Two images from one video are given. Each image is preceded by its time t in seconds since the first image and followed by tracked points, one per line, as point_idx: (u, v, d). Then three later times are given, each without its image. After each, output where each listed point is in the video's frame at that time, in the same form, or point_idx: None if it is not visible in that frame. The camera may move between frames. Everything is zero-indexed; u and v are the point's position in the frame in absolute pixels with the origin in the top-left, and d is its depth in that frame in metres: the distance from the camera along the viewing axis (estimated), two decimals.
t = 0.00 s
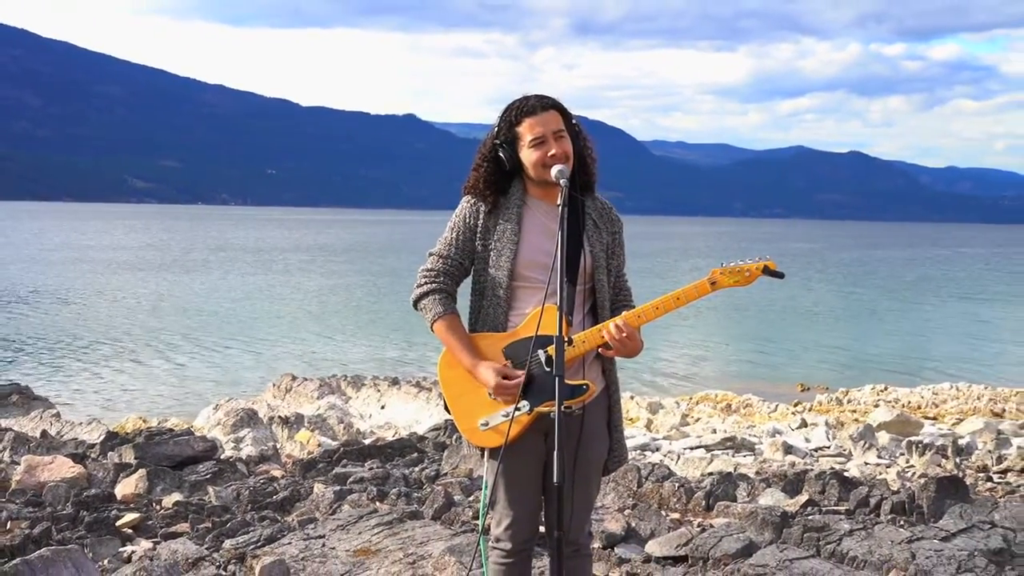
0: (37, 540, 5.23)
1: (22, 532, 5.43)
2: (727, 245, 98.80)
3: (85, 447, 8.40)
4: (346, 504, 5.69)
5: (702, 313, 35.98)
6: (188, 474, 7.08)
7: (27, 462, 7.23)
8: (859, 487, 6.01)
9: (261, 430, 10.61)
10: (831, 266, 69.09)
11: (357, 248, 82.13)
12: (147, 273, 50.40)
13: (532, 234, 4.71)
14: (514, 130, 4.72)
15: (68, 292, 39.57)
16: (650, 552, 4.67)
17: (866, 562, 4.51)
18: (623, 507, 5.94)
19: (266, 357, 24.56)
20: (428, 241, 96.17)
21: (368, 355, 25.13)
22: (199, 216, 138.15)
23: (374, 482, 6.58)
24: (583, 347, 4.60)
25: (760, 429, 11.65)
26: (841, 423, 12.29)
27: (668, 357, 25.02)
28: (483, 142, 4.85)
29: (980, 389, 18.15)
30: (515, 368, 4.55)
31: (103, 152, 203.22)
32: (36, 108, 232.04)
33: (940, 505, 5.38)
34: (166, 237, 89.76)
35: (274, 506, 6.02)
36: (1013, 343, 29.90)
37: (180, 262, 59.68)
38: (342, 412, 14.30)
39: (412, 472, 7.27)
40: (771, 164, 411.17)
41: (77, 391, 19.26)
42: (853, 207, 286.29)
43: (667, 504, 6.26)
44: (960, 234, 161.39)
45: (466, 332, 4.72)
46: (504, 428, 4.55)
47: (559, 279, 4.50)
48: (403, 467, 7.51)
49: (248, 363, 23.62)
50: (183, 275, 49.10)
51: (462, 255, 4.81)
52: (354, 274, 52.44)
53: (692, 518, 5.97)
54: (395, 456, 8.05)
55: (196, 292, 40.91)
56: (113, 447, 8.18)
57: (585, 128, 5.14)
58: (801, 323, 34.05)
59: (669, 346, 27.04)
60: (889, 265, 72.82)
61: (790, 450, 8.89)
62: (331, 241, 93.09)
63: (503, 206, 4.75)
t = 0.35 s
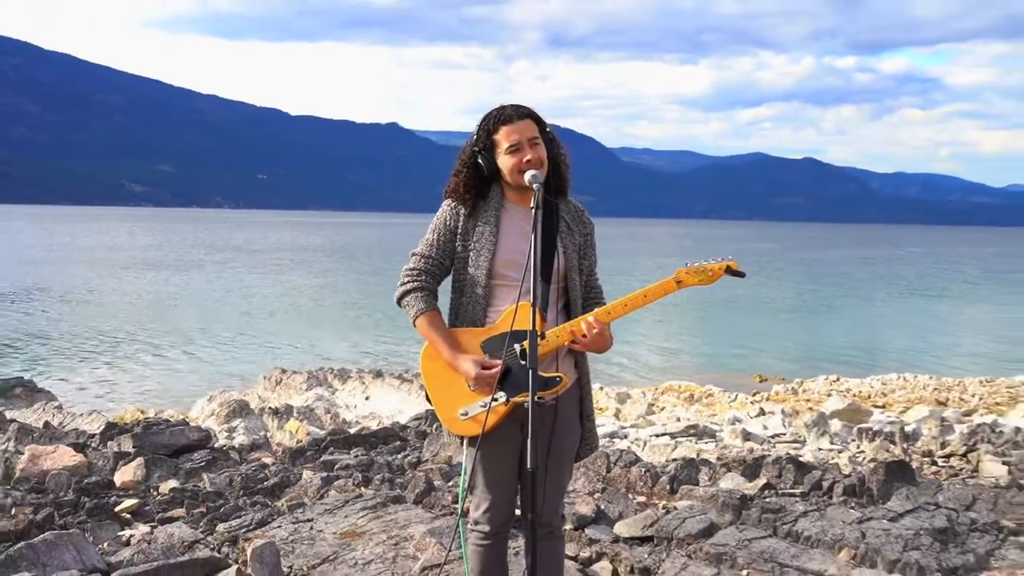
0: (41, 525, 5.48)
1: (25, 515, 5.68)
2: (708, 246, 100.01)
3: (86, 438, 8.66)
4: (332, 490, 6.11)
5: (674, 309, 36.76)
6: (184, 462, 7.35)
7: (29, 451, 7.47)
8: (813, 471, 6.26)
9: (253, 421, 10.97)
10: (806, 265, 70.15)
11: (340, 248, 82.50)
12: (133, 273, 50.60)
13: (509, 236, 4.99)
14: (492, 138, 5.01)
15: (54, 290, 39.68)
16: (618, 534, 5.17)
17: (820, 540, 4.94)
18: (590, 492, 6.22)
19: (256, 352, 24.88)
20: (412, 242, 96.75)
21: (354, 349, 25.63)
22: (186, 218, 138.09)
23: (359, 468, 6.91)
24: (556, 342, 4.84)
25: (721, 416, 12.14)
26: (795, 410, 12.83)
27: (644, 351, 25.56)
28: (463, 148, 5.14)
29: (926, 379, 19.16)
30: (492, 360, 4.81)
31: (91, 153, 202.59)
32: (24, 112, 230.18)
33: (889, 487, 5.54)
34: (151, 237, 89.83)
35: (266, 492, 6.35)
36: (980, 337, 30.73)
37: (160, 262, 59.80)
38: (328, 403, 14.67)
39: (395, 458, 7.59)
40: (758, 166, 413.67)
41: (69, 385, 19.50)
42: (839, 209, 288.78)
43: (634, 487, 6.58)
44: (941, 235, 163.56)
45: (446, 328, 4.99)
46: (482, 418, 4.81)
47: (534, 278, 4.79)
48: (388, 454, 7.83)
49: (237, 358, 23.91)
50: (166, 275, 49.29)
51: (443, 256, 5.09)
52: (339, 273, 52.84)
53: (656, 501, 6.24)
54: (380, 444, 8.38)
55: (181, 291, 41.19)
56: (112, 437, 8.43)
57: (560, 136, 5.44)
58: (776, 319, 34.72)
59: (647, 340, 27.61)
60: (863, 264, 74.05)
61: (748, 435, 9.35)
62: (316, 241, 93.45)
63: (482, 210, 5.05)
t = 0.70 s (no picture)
0: (45, 507, 5.90)
1: (30, 497, 6.09)
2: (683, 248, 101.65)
3: (87, 425, 9.05)
4: (315, 474, 6.69)
5: (636, 309, 38.21)
6: (178, 447, 7.75)
7: (33, 438, 7.87)
8: (759, 453, 6.89)
9: (243, 408, 11.41)
10: (776, 266, 71.56)
11: (320, 248, 82.99)
12: (113, 271, 50.67)
13: (482, 238, 5.10)
14: (465, 144, 5.11)
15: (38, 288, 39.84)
16: (579, 511, 5.87)
17: (767, 517, 5.57)
18: (557, 473, 6.83)
19: (243, 346, 25.30)
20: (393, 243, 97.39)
21: (338, 343, 26.20)
22: (170, 221, 138.21)
23: (342, 453, 7.45)
24: (524, 335, 4.95)
25: (676, 403, 12.77)
26: (742, 398, 13.54)
27: (614, 352, 26.40)
28: (438, 153, 5.23)
29: (861, 370, 20.53)
30: (466, 352, 4.90)
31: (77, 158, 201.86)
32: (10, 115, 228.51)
33: (831, 467, 6.23)
34: (132, 238, 90.02)
35: (255, 475, 6.87)
36: (941, 334, 31.82)
37: (138, 261, 59.81)
38: (311, 392, 15.14)
39: (376, 443, 8.05)
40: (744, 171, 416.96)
41: (60, 377, 19.82)
42: (821, 213, 292.21)
43: (597, 469, 7.11)
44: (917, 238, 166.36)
45: (423, 323, 5.09)
46: (457, 406, 4.93)
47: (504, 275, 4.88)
48: (369, 439, 8.27)
49: (225, 351, 24.28)
50: (147, 273, 49.47)
51: (421, 256, 5.18)
52: (320, 272, 53.33)
53: (617, 481, 6.78)
54: (361, 429, 8.78)
55: (162, 288, 41.48)
56: (110, 424, 8.83)
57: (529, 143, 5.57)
58: (747, 319, 35.61)
59: (619, 343, 28.35)
60: (831, 264, 75.67)
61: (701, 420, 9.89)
62: (296, 242, 93.93)
63: (457, 212, 5.14)
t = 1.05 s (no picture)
0: (46, 491, 6.17)
1: (32, 482, 6.36)
2: (665, 245, 102.61)
3: (87, 413, 9.30)
4: (305, 459, 7.01)
5: (618, 303, 38.66)
6: (174, 434, 8.02)
7: (34, 426, 8.11)
8: (728, 438, 7.28)
9: (237, 396, 11.70)
10: (755, 263, 72.41)
11: (306, 244, 83.29)
12: (100, 266, 50.68)
13: (466, 233, 5.07)
14: (451, 144, 5.09)
15: (29, 283, 39.94)
16: (558, 494, 6.23)
17: (735, 499, 5.91)
18: (536, 457, 7.19)
19: (234, 338, 25.54)
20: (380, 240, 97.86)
21: (327, 335, 26.52)
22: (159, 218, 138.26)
23: (331, 439, 7.76)
24: (505, 326, 4.92)
25: (650, 392, 13.13)
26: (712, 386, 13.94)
27: (595, 343, 26.82)
28: (424, 153, 5.22)
29: (826, 359, 21.15)
30: (449, 342, 4.87)
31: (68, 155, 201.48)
32: None
33: (795, 451, 6.61)
34: (117, 233, 90.00)
35: (247, 460, 7.17)
36: (915, 326, 32.47)
37: (123, 255, 59.80)
38: (302, 381, 15.42)
39: (364, 429, 8.35)
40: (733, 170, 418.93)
41: (55, 368, 19.99)
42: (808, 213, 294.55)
43: (573, 454, 7.47)
44: (899, 236, 168.19)
45: (409, 315, 5.07)
46: (440, 394, 4.92)
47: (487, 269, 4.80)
48: (358, 426, 8.51)
49: (217, 343, 24.52)
50: (134, 268, 49.53)
51: (407, 252, 5.16)
52: (309, 267, 53.62)
53: (592, 465, 7.14)
54: (350, 416, 9.06)
55: (151, 282, 41.62)
56: (109, 413, 9.09)
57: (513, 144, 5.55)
58: (727, 312, 36.14)
59: (600, 334, 28.77)
60: (810, 260, 76.65)
61: (672, 408, 10.21)
62: (283, 238, 94.24)
63: (441, 210, 5.13)
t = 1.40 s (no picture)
0: (60, 482, 6.35)
1: (46, 473, 6.54)
2: (664, 242, 102.72)
3: (99, 405, 9.47)
4: (312, 450, 7.18)
5: (618, 298, 38.81)
6: (184, 426, 8.19)
7: (49, 417, 8.28)
8: (724, 430, 7.46)
9: (245, 388, 11.87)
10: (755, 259, 72.57)
11: (308, 241, 83.55)
12: (103, 262, 50.75)
13: (469, 231, 5.22)
14: (455, 143, 5.24)
15: (34, 279, 40.17)
16: (558, 483, 6.42)
17: (730, 489, 6.07)
18: (536, 448, 7.37)
19: (238, 333, 25.67)
20: (382, 236, 98.19)
21: (331, 330, 26.68)
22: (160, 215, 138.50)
23: (337, 431, 7.93)
24: (507, 322, 5.07)
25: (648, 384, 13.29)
26: (709, 379, 14.12)
27: (595, 338, 26.96)
28: (428, 152, 5.37)
29: (821, 352, 21.30)
30: (452, 336, 4.99)
31: (70, 154, 201.83)
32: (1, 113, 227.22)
33: (789, 443, 6.77)
34: (118, 231, 89.96)
35: (256, 451, 7.34)
36: (912, 321, 32.65)
37: (126, 252, 59.86)
38: (308, 374, 15.60)
39: (369, 421, 8.51)
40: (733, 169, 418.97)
41: (62, 362, 20.12)
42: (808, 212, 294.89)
43: (573, 444, 7.66)
44: (899, 234, 168.50)
45: (413, 308, 5.22)
46: (443, 387, 5.05)
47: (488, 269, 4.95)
48: (364, 417, 8.67)
49: (222, 337, 24.65)
50: (137, 264, 49.62)
51: (412, 248, 5.31)
52: (312, 263, 53.83)
53: (591, 456, 7.32)
54: (355, 408, 9.24)
55: (155, 278, 41.74)
56: (122, 405, 9.27)
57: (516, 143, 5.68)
58: (725, 307, 36.29)
59: (600, 328, 28.95)
60: (808, 257, 76.69)
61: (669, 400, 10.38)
62: (285, 235, 94.55)
63: (446, 208, 5.27)
